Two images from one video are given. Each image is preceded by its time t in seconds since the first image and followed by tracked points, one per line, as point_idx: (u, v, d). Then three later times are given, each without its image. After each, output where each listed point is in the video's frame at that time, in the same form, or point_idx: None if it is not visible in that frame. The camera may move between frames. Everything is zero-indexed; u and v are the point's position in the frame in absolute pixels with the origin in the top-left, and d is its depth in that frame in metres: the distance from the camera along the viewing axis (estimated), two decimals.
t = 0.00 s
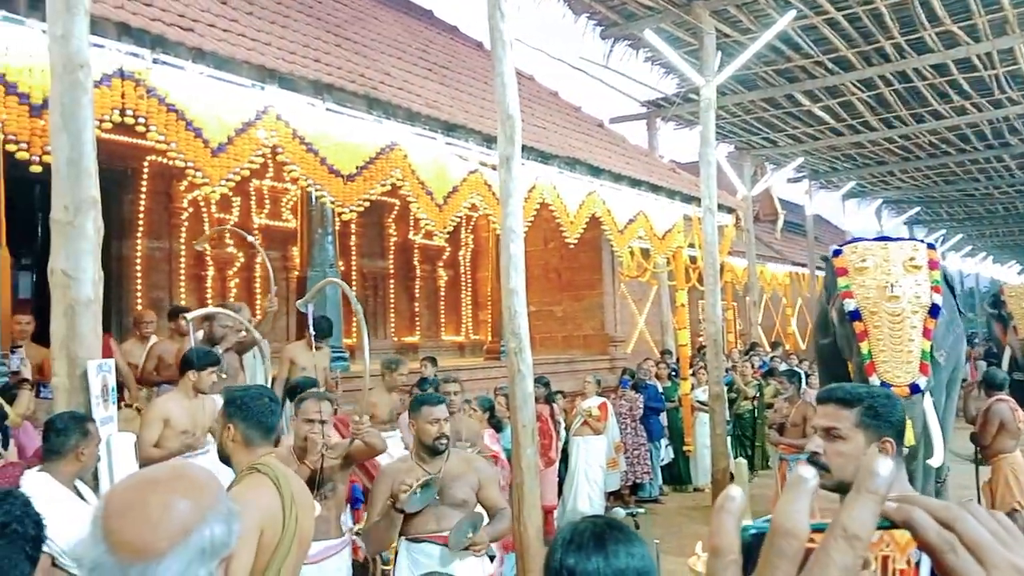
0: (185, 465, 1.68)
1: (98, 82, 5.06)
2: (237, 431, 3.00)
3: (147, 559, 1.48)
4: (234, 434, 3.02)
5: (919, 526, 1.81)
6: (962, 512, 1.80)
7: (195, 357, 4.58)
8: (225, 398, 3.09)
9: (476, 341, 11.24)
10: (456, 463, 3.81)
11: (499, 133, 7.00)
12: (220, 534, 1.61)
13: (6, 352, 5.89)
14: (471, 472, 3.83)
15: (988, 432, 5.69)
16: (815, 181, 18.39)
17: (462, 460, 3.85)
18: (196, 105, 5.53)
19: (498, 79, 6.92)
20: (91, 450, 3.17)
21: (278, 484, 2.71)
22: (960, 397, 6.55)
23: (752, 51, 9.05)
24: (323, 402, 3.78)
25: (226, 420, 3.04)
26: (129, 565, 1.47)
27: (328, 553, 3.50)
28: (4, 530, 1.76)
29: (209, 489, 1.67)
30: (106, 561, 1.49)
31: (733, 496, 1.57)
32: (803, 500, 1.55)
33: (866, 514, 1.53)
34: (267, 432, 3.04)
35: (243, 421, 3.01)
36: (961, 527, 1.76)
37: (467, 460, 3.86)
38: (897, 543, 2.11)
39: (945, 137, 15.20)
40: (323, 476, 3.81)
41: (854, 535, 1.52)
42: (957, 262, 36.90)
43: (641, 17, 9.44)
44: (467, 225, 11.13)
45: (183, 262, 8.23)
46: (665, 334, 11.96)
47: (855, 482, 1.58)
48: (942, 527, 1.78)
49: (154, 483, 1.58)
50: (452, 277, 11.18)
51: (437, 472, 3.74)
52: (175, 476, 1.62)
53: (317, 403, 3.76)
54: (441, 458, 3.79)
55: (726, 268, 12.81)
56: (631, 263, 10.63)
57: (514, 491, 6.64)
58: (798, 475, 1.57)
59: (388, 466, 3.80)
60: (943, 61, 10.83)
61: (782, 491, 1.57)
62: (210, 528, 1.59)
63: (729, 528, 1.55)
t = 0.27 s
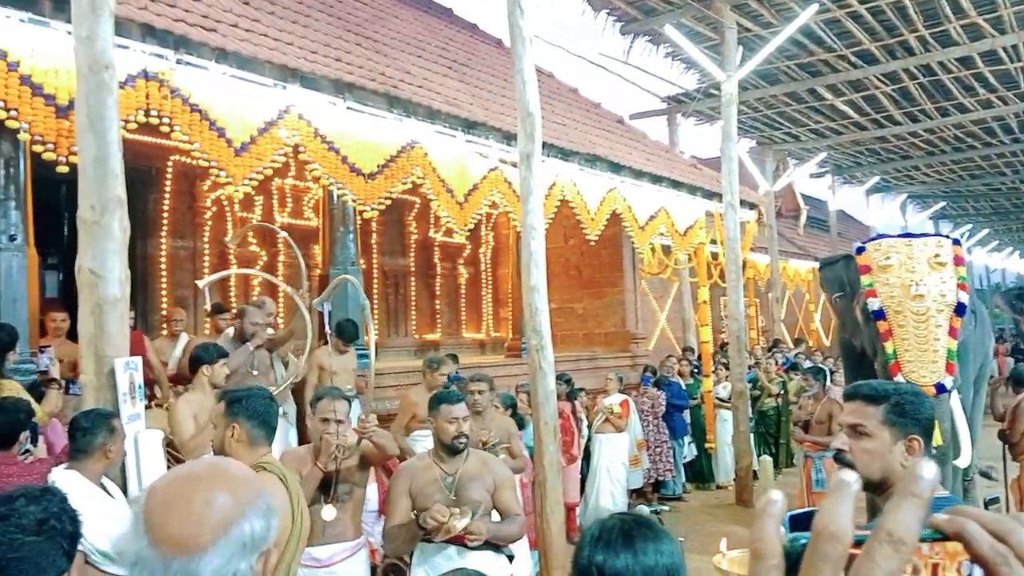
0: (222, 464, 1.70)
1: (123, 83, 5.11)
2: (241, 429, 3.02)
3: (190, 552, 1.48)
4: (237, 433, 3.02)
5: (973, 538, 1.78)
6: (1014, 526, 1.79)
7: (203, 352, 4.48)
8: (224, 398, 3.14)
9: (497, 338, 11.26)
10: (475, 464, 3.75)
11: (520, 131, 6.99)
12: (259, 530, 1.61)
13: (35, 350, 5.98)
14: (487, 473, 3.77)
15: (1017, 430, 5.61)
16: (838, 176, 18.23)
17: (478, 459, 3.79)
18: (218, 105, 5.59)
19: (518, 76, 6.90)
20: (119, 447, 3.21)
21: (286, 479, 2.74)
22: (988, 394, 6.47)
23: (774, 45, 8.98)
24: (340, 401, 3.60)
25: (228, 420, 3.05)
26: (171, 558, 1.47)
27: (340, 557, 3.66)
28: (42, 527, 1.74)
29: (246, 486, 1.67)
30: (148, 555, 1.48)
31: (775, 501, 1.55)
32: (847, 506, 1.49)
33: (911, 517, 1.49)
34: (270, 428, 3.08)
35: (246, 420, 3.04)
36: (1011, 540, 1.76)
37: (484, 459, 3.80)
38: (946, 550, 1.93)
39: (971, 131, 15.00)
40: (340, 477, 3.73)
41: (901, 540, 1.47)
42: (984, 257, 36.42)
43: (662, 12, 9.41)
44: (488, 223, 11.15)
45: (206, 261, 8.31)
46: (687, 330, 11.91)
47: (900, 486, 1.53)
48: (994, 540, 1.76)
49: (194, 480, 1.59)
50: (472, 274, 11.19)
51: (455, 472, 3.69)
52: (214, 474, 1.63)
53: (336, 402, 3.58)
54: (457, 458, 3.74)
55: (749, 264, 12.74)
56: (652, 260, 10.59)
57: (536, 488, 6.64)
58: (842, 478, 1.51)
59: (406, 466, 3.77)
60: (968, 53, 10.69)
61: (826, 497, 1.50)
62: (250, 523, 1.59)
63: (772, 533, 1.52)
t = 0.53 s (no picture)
0: (263, 460, 1.69)
1: (151, 87, 5.16)
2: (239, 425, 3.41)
3: (233, 547, 1.49)
4: (237, 428, 3.38)
5: None
6: None
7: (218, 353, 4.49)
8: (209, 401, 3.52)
9: (519, 339, 11.26)
10: (503, 474, 3.61)
11: (543, 131, 6.98)
12: (302, 523, 1.60)
13: (64, 350, 6.07)
14: (518, 483, 3.63)
15: None
16: (864, 176, 18.04)
17: (509, 469, 3.65)
18: (245, 108, 5.65)
19: (541, 77, 6.89)
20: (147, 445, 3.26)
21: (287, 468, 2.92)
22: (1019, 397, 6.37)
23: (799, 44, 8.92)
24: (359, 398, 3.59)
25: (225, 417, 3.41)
26: (216, 553, 1.48)
27: (356, 562, 3.47)
28: (73, 525, 1.89)
29: (288, 481, 1.67)
30: (193, 550, 1.50)
31: (850, 504, 1.51)
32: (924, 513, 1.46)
33: (992, 527, 1.43)
34: (259, 423, 3.52)
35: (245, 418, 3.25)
36: None
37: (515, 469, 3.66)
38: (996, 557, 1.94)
39: (1000, 130, 14.78)
40: (357, 480, 3.65)
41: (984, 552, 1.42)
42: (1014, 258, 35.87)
43: (686, 12, 9.39)
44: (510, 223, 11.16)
45: (231, 261, 8.39)
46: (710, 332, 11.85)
47: (981, 493, 1.48)
48: None
49: (233, 476, 1.59)
50: (494, 275, 11.21)
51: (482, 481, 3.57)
52: (254, 469, 1.63)
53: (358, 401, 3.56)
54: (487, 467, 3.60)
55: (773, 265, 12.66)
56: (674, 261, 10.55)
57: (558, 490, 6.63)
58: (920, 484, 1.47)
59: (435, 470, 3.68)
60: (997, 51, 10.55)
61: (902, 500, 1.48)
62: (292, 516, 1.58)
63: (847, 535, 1.48)
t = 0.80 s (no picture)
0: (299, 457, 1.69)
1: (176, 88, 5.18)
2: (241, 426, 3.08)
3: (276, 541, 1.49)
4: (237, 429, 3.06)
5: None
6: None
7: (247, 351, 4.41)
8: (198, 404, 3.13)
9: (539, 340, 11.25)
10: (536, 484, 3.44)
11: (564, 131, 6.95)
12: (343, 518, 1.60)
13: (90, 349, 6.14)
14: (553, 496, 3.44)
15: None
16: (889, 176, 17.86)
17: (543, 478, 3.47)
18: (268, 110, 5.68)
19: (563, 77, 6.85)
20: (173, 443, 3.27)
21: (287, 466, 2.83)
22: None
23: (823, 43, 8.84)
24: (385, 399, 3.63)
25: (224, 419, 3.07)
26: (260, 547, 1.48)
27: (379, 568, 3.43)
28: (102, 523, 1.92)
29: (327, 477, 1.67)
30: (238, 544, 1.49)
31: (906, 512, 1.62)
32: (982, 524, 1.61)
33: None
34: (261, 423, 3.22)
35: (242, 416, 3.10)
36: None
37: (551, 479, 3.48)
38: None
39: None
40: (380, 483, 3.62)
41: None
42: None
43: (709, 11, 9.33)
44: (530, 224, 11.14)
45: (254, 262, 8.44)
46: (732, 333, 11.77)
47: None
48: None
49: (274, 471, 1.59)
50: (514, 276, 11.20)
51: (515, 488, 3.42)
52: (293, 465, 1.63)
53: (385, 402, 3.59)
54: (520, 472, 3.45)
55: (796, 266, 12.58)
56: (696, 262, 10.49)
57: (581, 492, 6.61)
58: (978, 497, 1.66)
59: (470, 471, 3.57)
60: None
61: (961, 513, 1.64)
62: (334, 511, 1.58)
63: (902, 543, 1.58)
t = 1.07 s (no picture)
0: (340, 453, 1.82)
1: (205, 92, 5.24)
2: (245, 428, 2.87)
3: (319, 536, 1.64)
4: (240, 432, 2.85)
5: None
6: None
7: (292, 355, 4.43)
8: (197, 406, 2.90)
9: (562, 341, 11.24)
10: (571, 484, 3.25)
11: (588, 132, 6.94)
12: (383, 511, 1.74)
13: (121, 350, 6.22)
14: (591, 498, 3.21)
15: None
16: (917, 174, 17.63)
17: (581, 480, 3.26)
18: (295, 113, 5.73)
19: (587, 79, 6.84)
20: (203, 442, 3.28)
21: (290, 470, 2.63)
22: None
23: (850, 41, 8.76)
24: (418, 400, 3.71)
25: (227, 421, 2.84)
26: (305, 541, 1.63)
27: (407, 571, 3.44)
28: (126, 523, 1.91)
29: (366, 471, 1.80)
30: (284, 539, 1.65)
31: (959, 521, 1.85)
32: None
33: None
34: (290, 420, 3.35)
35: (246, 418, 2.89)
36: None
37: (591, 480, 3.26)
38: None
39: None
40: (413, 485, 3.63)
41: None
42: None
43: (734, 10, 9.28)
44: (554, 225, 11.13)
45: (280, 264, 8.51)
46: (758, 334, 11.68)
47: None
48: None
49: (315, 469, 1.72)
50: (538, 277, 11.20)
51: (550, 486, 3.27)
52: (333, 462, 1.76)
53: (417, 402, 3.66)
54: (556, 472, 3.28)
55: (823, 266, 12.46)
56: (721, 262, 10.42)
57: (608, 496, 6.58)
58: None
59: (508, 472, 3.48)
60: None
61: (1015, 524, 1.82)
62: (374, 506, 1.72)
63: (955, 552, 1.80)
